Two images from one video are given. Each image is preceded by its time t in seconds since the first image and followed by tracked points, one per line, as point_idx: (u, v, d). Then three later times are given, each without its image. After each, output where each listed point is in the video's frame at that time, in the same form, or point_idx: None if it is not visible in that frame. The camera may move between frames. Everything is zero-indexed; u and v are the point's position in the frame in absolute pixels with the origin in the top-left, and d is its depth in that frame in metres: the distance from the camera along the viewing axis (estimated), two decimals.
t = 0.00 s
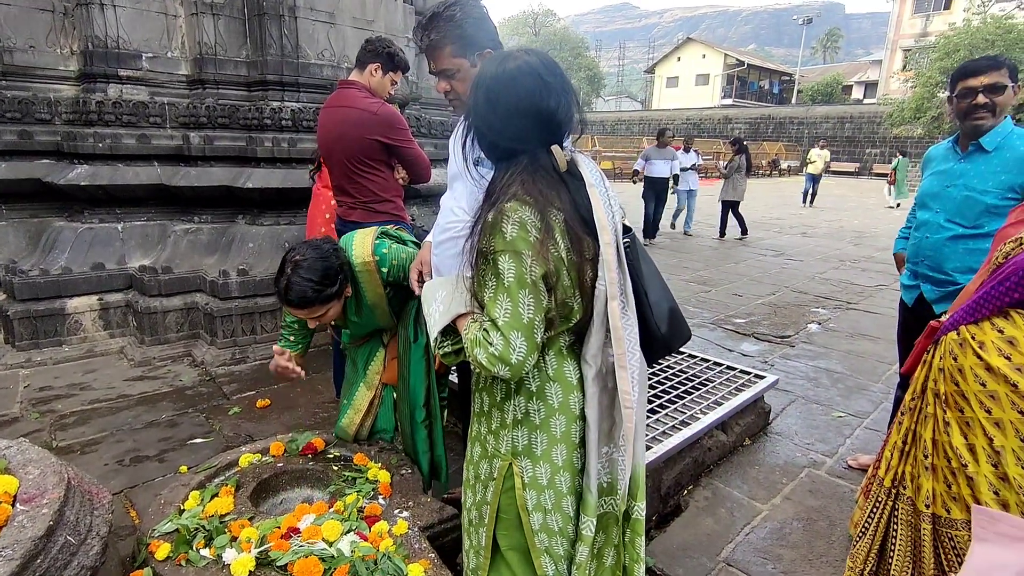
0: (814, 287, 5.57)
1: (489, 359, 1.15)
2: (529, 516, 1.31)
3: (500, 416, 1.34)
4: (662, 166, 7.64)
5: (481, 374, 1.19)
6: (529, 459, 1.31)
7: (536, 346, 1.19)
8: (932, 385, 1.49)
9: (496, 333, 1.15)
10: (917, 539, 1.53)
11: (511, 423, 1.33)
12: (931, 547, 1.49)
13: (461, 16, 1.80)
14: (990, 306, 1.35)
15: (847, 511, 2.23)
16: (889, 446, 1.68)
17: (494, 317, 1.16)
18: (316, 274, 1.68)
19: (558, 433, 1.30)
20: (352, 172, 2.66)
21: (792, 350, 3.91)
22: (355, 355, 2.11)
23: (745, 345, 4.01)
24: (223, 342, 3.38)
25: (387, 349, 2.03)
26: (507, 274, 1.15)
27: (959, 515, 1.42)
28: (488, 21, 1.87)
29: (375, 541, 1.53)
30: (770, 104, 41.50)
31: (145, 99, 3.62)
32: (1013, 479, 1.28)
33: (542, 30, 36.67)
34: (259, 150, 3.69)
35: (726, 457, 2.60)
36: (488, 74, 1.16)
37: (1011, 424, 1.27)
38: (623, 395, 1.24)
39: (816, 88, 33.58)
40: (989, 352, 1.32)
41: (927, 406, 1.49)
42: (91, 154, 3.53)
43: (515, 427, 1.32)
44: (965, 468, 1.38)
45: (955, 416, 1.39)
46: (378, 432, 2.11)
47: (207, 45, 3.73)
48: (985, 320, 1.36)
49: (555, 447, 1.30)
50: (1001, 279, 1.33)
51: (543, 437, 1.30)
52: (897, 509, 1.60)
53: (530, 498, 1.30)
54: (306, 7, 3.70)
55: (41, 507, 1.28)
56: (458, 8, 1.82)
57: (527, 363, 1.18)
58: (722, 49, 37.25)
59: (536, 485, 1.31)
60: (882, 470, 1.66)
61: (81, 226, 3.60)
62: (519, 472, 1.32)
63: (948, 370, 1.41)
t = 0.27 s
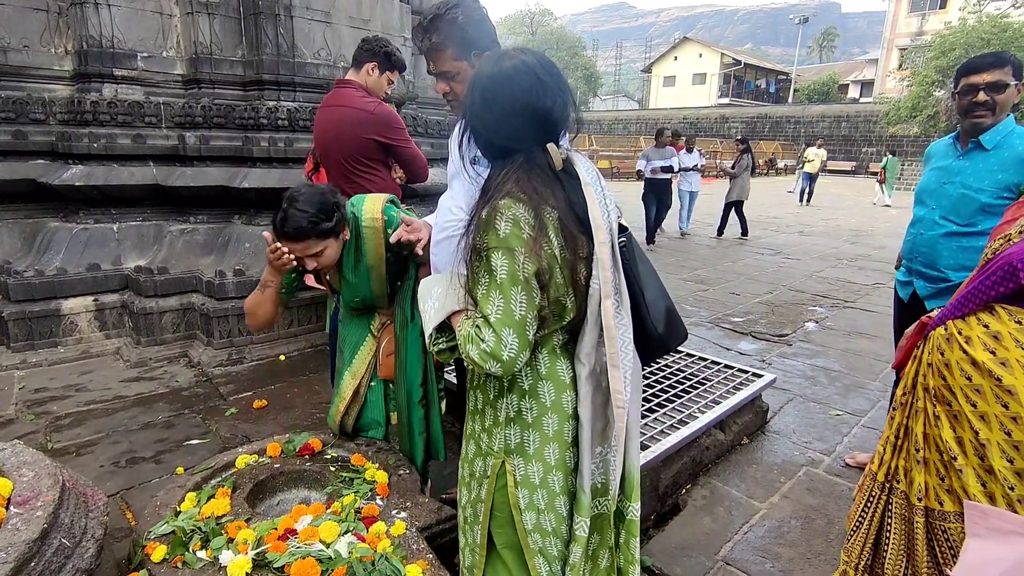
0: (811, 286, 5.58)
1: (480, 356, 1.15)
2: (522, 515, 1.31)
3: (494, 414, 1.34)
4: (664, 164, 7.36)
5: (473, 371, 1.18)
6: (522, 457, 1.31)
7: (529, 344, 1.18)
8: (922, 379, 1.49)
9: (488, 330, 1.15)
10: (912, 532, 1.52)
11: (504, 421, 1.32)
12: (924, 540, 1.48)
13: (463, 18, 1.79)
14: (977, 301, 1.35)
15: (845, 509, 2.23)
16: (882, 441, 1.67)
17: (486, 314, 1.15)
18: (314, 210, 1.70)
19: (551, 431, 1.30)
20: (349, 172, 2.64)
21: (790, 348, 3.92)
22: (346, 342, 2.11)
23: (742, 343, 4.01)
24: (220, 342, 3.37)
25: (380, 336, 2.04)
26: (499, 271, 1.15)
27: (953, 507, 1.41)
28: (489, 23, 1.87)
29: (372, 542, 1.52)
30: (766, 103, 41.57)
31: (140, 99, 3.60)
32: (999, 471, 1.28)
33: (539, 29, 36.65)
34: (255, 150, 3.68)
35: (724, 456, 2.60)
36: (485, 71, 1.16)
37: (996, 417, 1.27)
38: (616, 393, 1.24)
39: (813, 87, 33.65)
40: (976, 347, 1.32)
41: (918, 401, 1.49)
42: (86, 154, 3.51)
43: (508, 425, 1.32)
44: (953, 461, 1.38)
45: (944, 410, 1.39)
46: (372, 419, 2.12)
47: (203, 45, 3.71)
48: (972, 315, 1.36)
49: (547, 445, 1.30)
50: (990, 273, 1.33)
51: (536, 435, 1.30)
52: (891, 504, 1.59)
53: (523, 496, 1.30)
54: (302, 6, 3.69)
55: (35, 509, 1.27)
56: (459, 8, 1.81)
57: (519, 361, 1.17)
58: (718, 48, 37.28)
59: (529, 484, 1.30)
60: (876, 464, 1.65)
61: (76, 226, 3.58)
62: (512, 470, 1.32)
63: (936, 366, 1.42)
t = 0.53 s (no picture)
0: (811, 284, 5.58)
1: (474, 357, 1.16)
2: (516, 514, 1.31)
3: (489, 412, 1.35)
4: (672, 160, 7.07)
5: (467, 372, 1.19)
6: (516, 456, 1.31)
7: (522, 345, 1.19)
8: (915, 376, 1.51)
9: (481, 331, 1.16)
10: (908, 526, 1.53)
11: (498, 420, 1.33)
12: (919, 535, 1.49)
13: (455, 19, 1.78)
14: (967, 298, 1.38)
15: (845, 508, 2.24)
16: (878, 437, 1.68)
17: (479, 315, 1.16)
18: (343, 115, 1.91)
19: (545, 431, 1.30)
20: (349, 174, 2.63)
21: (790, 347, 3.92)
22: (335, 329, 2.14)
23: (743, 342, 4.01)
24: (220, 342, 3.37)
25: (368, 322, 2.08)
26: (492, 273, 1.15)
27: (944, 501, 1.42)
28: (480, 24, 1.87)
29: (373, 542, 1.53)
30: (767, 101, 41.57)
31: (140, 100, 3.60)
32: (987, 466, 1.29)
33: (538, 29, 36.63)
34: (255, 150, 3.69)
35: (724, 455, 2.60)
36: (480, 75, 1.16)
37: (984, 413, 1.29)
38: (609, 394, 1.24)
39: (812, 85, 33.63)
40: (965, 343, 1.34)
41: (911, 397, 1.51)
42: (86, 154, 3.51)
43: (502, 424, 1.33)
44: (944, 457, 1.39)
45: (935, 406, 1.41)
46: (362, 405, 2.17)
47: (203, 45, 3.72)
48: (963, 312, 1.39)
49: (541, 445, 1.30)
50: (981, 271, 1.34)
51: (530, 435, 1.30)
52: (887, 498, 1.59)
53: (517, 495, 1.30)
54: (301, 7, 3.69)
55: (37, 510, 1.28)
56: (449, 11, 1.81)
57: (512, 362, 1.18)
58: (718, 46, 37.25)
59: (523, 483, 1.31)
60: (873, 461, 1.65)
61: (77, 227, 3.58)
62: (506, 468, 1.32)
63: (927, 362, 1.44)
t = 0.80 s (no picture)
0: (814, 284, 5.57)
1: (470, 355, 1.17)
2: (516, 511, 1.31)
3: (488, 410, 1.35)
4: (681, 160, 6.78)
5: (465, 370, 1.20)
6: (515, 454, 1.31)
7: (518, 344, 1.19)
8: (914, 372, 1.52)
9: (477, 330, 1.16)
10: (908, 521, 1.53)
11: (498, 418, 1.33)
12: (920, 525, 1.50)
13: (429, 36, 1.75)
14: (966, 295, 1.39)
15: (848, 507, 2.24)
16: (877, 432, 1.67)
17: (475, 314, 1.17)
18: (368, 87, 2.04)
19: (544, 429, 1.30)
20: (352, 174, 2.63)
21: (793, 346, 3.91)
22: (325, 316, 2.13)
23: (745, 342, 4.01)
24: (223, 343, 3.38)
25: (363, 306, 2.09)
26: (488, 272, 1.16)
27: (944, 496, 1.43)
28: (460, 36, 1.84)
29: (376, 541, 1.53)
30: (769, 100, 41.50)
31: (143, 101, 3.61)
32: (983, 461, 1.30)
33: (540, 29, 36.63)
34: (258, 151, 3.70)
35: (727, 455, 2.60)
36: (477, 75, 1.17)
37: (980, 408, 1.30)
38: (607, 393, 1.24)
39: (815, 84, 33.57)
40: (962, 339, 1.35)
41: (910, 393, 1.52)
42: (89, 155, 3.52)
43: (501, 421, 1.33)
44: (941, 451, 1.40)
45: (932, 401, 1.43)
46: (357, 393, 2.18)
47: (205, 46, 3.72)
48: (962, 308, 1.40)
49: (540, 443, 1.30)
50: (981, 268, 1.35)
51: (529, 433, 1.30)
52: (887, 493, 1.59)
53: (516, 492, 1.31)
54: (303, 7, 3.70)
55: (41, 509, 1.28)
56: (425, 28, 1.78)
57: (509, 361, 1.18)
58: (720, 45, 37.19)
59: (522, 480, 1.31)
60: (871, 456, 1.65)
61: (80, 228, 3.59)
62: (505, 466, 1.33)
63: (925, 358, 1.45)
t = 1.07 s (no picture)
0: (818, 285, 5.56)
1: (474, 357, 1.17)
2: (520, 513, 1.32)
3: (492, 412, 1.36)
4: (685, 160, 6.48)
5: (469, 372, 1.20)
6: (519, 455, 1.32)
7: (522, 345, 1.19)
8: (915, 372, 1.52)
9: (481, 332, 1.16)
10: (912, 522, 1.53)
11: (502, 419, 1.34)
12: (923, 526, 1.50)
13: (415, 44, 1.83)
14: (967, 297, 1.39)
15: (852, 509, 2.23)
16: (879, 434, 1.66)
17: (479, 316, 1.17)
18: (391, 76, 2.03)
19: (547, 430, 1.31)
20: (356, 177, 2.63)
21: (797, 348, 3.90)
22: (326, 304, 2.12)
23: (748, 343, 4.00)
24: (227, 343, 3.39)
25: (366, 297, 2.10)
26: (491, 273, 1.16)
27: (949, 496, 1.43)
28: (444, 42, 1.89)
29: (379, 542, 1.53)
30: (773, 101, 41.43)
31: (147, 103, 3.63)
32: (986, 462, 1.30)
33: (543, 30, 36.65)
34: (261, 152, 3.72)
35: (730, 456, 2.59)
36: (478, 79, 1.17)
37: (982, 410, 1.30)
38: (610, 393, 1.24)
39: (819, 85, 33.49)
40: (964, 341, 1.35)
41: (912, 394, 1.52)
42: (94, 157, 3.54)
43: (505, 422, 1.34)
44: (945, 452, 1.40)
45: (935, 402, 1.43)
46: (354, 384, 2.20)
47: (209, 48, 3.74)
48: (963, 310, 1.40)
49: (544, 444, 1.30)
50: (983, 269, 1.35)
51: (532, 433, 1.30)
52: (890, 494, 1.59)
53: (520, 493, 1.31)
54: (307, 10, 3.71)
55: (47, 510, 1.29)
56: (410, 36, 1.86)
57: (512, 362, 1.18)
58: (724, 46, 37.16)
59: (526, 481, 1.31)
60: (873, 457, 1.65)
61: (85, 229, 3.61)
62: (509, 466, 1.33)
63: (928, 359, 1.45)
